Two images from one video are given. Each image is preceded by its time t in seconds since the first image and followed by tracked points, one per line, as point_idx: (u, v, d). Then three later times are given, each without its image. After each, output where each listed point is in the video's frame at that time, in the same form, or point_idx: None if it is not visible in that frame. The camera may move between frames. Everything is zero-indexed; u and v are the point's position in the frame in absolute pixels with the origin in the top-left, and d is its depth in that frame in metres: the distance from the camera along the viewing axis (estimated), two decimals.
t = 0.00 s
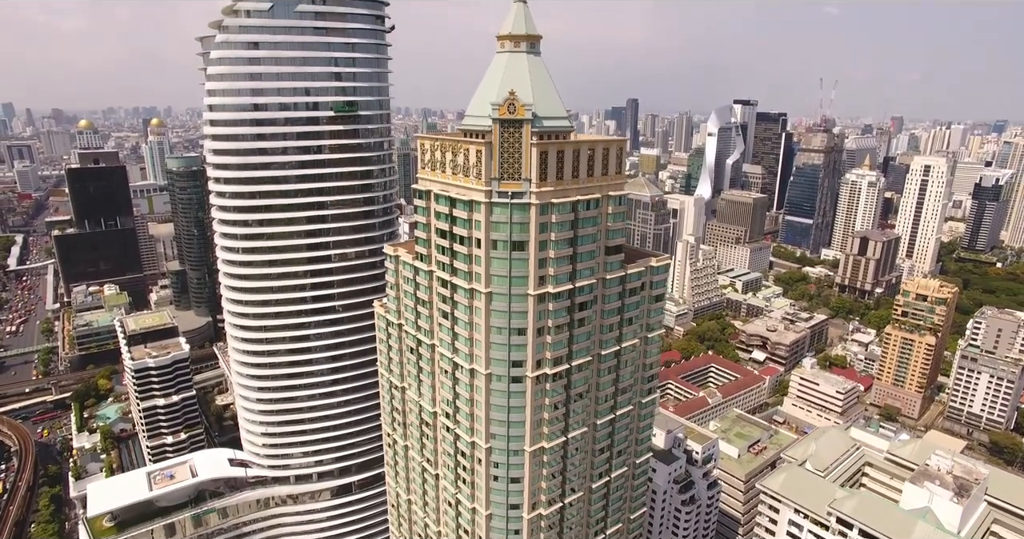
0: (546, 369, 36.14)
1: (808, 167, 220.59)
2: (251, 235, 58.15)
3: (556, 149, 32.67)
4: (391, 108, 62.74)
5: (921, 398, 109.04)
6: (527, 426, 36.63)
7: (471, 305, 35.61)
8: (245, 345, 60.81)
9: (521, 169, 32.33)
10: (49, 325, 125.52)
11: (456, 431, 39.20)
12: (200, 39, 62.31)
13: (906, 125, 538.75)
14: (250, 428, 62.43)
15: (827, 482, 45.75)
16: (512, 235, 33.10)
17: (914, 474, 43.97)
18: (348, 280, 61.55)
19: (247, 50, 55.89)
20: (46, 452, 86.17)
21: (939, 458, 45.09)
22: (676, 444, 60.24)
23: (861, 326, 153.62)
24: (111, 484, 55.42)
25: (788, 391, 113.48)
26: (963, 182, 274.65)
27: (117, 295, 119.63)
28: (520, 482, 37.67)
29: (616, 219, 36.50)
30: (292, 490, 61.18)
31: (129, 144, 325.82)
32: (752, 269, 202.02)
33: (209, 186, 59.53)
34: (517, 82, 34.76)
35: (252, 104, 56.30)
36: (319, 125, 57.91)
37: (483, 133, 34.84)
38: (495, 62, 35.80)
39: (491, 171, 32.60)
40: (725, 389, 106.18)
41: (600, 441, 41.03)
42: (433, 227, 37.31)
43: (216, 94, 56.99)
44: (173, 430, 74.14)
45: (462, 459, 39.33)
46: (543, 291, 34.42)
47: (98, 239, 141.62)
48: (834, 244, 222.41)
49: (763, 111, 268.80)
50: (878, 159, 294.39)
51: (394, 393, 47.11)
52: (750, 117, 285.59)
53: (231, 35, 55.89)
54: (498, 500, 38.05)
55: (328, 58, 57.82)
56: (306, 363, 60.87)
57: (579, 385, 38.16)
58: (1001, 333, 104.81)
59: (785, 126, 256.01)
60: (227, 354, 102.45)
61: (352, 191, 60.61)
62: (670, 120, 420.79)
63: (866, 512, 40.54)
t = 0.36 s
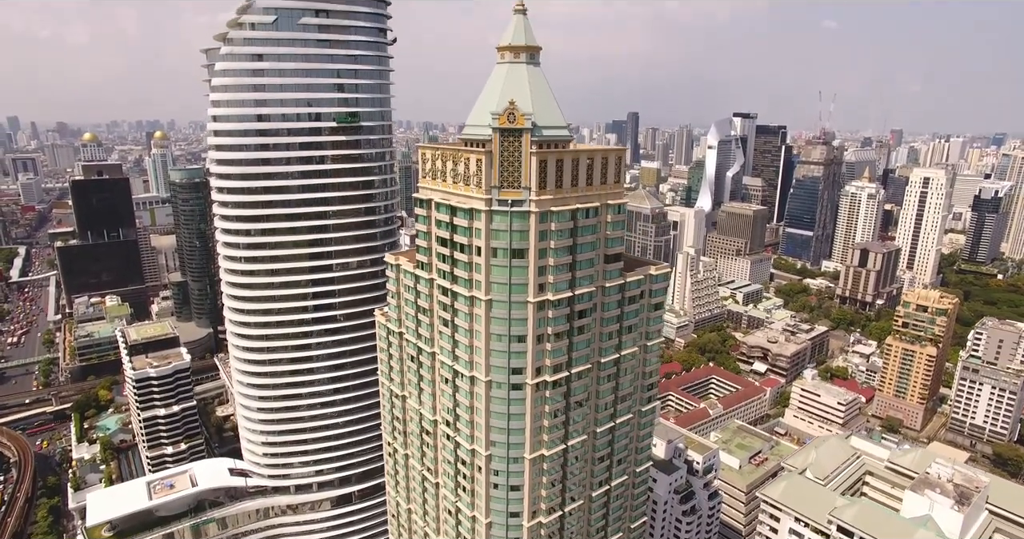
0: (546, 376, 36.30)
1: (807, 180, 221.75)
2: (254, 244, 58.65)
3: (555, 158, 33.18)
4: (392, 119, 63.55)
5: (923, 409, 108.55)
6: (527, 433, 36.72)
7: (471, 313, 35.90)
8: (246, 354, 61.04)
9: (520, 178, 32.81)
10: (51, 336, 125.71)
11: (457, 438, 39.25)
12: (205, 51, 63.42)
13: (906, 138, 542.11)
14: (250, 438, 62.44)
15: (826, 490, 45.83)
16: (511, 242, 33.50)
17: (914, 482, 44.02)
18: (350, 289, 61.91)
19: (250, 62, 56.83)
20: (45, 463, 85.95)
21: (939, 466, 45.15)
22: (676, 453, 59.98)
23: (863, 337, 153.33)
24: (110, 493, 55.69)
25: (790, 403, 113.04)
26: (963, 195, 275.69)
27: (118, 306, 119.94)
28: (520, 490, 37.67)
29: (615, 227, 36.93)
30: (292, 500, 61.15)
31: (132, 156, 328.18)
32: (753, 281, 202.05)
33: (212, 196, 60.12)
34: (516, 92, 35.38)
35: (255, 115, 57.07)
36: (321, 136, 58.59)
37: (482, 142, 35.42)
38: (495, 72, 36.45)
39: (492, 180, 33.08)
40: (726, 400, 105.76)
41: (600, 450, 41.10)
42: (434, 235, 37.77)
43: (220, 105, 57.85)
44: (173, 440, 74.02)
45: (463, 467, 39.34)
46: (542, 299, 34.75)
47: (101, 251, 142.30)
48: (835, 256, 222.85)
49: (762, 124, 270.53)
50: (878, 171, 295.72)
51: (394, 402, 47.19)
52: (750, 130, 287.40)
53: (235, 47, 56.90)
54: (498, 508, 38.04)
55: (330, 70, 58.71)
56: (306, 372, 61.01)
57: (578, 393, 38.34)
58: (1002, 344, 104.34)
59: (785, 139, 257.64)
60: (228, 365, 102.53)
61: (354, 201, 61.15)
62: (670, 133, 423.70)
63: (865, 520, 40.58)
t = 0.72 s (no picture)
0: (545, 384, 36.46)
1: (806, 192, 222.90)
2: (255, 254, 59.10)
3: (553, 167, 33.68)
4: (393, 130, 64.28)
5: (923, 420, 108.07)
6: (525, 441, 36.81)
7: (470, 320, 36.14)
8: (247, 363, 61.26)
9: (519, 187, 33.28)
10: (50, 347, 125.66)
11: (456, 446, 39.34)
12: (208, 63, 64.39)
13: (904, 151, 545.93)
14: (250, 447, 62.41)
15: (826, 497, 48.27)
16: (510, 250, 33.92)
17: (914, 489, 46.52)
18: (350, 298, 62.22)
19: (253, 73, 57.70)
20: (43, 475, 85.54)
21: (939, 475, 47.31)
22: (676, 464, 59.77)
23: (863, 349, 153.13)
24: (108, 503, 56.38)
25: (790, 414, 112.71)
26: (961, 206, 277.05)
27: (118, 317, 120.14)
28: (519, 498, 37.68)
29: (613, 236, 37.40)
30: (291, 509, 61.24)
31: (133, 169, 329.51)
32: (752, 293, 202.23)
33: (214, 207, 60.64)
34: (515, 102, 36.01)
35: (257, 125, 57.81)
36: (322, 146, 59.23)
37: (482, 152, 35.97)
38: (494, 83, 37.09)
39: (491, 189, 33.57)
40: (726, 411, 105.38)
41: (599, 457, 41.18)
42: (433, 244, 38.23)
43: (223, 116, 58.65)
44: (172, 451, 73.85)
45: (462, 475, 39.37)
46: (541, 306, 35.07)
47: (102, 262, 142.69)
48: (834, 268, 223.45)
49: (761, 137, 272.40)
50: (876, 183, 297.34)
51: (394, 411, 47.21)
52: (749, 143, 289.49)
53: (238, 59, 57.82)
54: (497, 516, 38.05)
55: (332, 81, 59.59)
56: (306, 381, 61.12)
57: (577, 401, 38.51)
58: (1001, 354, 104.21)
59: (783, 152, 259.41)
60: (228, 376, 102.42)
61: (355, 211, 61.64)
62: (669, 146, 426.48)
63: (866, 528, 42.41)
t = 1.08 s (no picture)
0: (542, 392, 36.67)
1: (803, 204, 224.33)
2: (254, 264, 59.44)
3: (549, 177, 34.20)
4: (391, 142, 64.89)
5: (922, 431, 107.53)
6: (522, 449, 36.88)
7: (468, 329, 36.41)
8: (245, 373, 61.38)
9: (516, 196, 33.76)
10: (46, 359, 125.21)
11: (454, 455, 39.43)
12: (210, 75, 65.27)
13: (899, 165, 550.97)
14: (247, 458, 62.38)
15: (824, 508, 52.79)
16: (507, 259, 34.35)
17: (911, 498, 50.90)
18: (348, 308, 62.41)
19: (254, 85, 58.52)
20: (37, 487, 84.80)
21: (935, 483, 52.22)
22: (675, 474, 59.70)
23: (861, 360, 153.14)
24: (103, 515, 55.88)
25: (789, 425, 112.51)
26: (957, 219, 278.73)
27: (116, 329, 119.95)
28: (516, 506, 37.67)
29: (609, 245, 37.97)
30: (288, 520, 61.39)
31: (133, 182, 330.36)
32: (750, 305, 202.63)
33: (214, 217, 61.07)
34: (512, 112, 36.64)
35: (257, 136, 58.47)
36: (321, 157, 59.82)
37: (479, 162, 36.55)
38: (492, 94, 37.79)
39: (488, 198, 34.03)
40: (724, 422, 105.12)
41: (596, 466, 41.26)
42: (431, 253, 38.68)
43: (224, 127, 59.33)
44: (169, 462, 73.49)
45: (459, 483, 39.41)
46: (538, 314, 35.39)
47: (100, 274, 142.73)
48: (832, 279, 224.36)
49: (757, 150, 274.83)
50: (872, 196, 299.63)
51: (392, 420, 47.31)
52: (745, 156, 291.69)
53: (239, 71, 58.70)
54: (495, 525, 38.06)
55: (331, 93, 60.37)
56: (305, 391, 61.18)
57: (574, 409, 38.67)
58: (999, 364, 104.40)
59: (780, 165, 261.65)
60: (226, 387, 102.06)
61: (353, 221, 62.06)
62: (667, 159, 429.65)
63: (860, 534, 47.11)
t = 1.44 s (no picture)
0: (541, 400, 36.86)
1: (801, 216, 225.21)
2: (254, 273, 59.84)
3: (547, 187, 34.76)
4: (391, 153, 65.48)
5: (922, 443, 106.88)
6: (520, 457, 37.00)
7: (467, 337, 36.73)
8: (245, 382, 61.61)
9: (514, 205, 34.26)
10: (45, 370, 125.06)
11: (452, 462, 39.51)
12: (212, 87, 66.09)
13: (897, 177, 554.05)
14: (246, 467, 62.54)
15: (822, 515, 54.08)
16: (506, 267, 34.76)
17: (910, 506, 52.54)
18: (347, 318, 62.66)
19: (256, 97, 59.33)
20: (33, 499, 84.22)
21: (934, 491, 53.83)
22: (673, 484, 59.83)
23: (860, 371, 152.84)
24: (101, 524, 56.04)
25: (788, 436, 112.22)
26: (954, 230, 279.74)
27: (114, 340, 119.89)
28: (515, 515, 37.72)
29: (607, 254, 38.45)
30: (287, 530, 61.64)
31: (133, 194, 331.32)
32: (749, 316, 202.91)
33: (216, 226, 61.56)
34: (510, 122, 37.26)
35: (259, 147, 59.20)
36: (322, 168, 60.45)
37: (478, 171, 37.12)
38: (491, 104, 38.45)
39: (487, 207, 34.51)
40: (724, 433, 104.90)
41: (595, 475, 41.37)
42: (431, 262, 39.12)
43: (226, 138, 60.04)
44: (167, 473, 73.30)
45: (458, 491, 39.50)
46: (536, 322, 35.69)
47: (100, 285, 142.92)
48: (830, 291, 224.95)
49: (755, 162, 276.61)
50: (870, 208, 301.02)
51: (391, 429, 47.38)
52: (744, 168, 293.32)
53: (241, 83, 59.49)
54: (493, 533, 38.10)
55: (332, 105, 61.12)
56: (303, 401, 61.26)
57: (572, 417, 38.83)
58: (997, 376, 104.54)
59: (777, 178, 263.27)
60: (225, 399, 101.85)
61: (353, 232, 62.56)
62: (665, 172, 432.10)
63: None
